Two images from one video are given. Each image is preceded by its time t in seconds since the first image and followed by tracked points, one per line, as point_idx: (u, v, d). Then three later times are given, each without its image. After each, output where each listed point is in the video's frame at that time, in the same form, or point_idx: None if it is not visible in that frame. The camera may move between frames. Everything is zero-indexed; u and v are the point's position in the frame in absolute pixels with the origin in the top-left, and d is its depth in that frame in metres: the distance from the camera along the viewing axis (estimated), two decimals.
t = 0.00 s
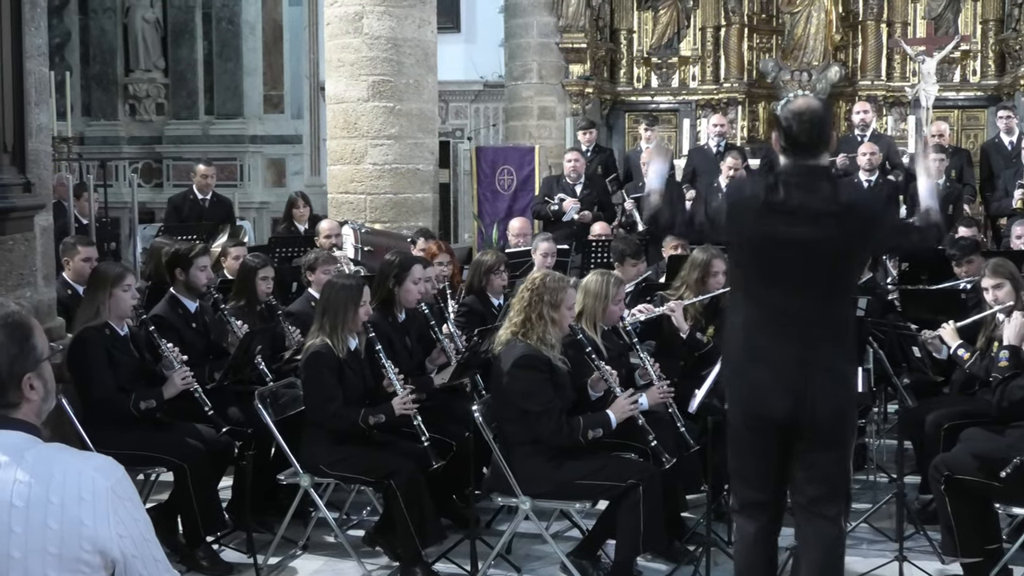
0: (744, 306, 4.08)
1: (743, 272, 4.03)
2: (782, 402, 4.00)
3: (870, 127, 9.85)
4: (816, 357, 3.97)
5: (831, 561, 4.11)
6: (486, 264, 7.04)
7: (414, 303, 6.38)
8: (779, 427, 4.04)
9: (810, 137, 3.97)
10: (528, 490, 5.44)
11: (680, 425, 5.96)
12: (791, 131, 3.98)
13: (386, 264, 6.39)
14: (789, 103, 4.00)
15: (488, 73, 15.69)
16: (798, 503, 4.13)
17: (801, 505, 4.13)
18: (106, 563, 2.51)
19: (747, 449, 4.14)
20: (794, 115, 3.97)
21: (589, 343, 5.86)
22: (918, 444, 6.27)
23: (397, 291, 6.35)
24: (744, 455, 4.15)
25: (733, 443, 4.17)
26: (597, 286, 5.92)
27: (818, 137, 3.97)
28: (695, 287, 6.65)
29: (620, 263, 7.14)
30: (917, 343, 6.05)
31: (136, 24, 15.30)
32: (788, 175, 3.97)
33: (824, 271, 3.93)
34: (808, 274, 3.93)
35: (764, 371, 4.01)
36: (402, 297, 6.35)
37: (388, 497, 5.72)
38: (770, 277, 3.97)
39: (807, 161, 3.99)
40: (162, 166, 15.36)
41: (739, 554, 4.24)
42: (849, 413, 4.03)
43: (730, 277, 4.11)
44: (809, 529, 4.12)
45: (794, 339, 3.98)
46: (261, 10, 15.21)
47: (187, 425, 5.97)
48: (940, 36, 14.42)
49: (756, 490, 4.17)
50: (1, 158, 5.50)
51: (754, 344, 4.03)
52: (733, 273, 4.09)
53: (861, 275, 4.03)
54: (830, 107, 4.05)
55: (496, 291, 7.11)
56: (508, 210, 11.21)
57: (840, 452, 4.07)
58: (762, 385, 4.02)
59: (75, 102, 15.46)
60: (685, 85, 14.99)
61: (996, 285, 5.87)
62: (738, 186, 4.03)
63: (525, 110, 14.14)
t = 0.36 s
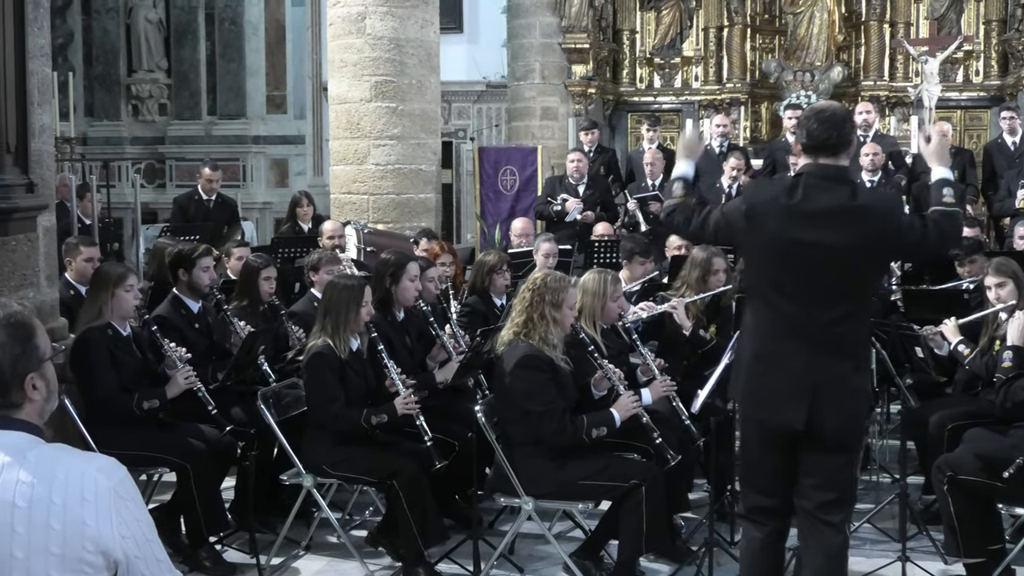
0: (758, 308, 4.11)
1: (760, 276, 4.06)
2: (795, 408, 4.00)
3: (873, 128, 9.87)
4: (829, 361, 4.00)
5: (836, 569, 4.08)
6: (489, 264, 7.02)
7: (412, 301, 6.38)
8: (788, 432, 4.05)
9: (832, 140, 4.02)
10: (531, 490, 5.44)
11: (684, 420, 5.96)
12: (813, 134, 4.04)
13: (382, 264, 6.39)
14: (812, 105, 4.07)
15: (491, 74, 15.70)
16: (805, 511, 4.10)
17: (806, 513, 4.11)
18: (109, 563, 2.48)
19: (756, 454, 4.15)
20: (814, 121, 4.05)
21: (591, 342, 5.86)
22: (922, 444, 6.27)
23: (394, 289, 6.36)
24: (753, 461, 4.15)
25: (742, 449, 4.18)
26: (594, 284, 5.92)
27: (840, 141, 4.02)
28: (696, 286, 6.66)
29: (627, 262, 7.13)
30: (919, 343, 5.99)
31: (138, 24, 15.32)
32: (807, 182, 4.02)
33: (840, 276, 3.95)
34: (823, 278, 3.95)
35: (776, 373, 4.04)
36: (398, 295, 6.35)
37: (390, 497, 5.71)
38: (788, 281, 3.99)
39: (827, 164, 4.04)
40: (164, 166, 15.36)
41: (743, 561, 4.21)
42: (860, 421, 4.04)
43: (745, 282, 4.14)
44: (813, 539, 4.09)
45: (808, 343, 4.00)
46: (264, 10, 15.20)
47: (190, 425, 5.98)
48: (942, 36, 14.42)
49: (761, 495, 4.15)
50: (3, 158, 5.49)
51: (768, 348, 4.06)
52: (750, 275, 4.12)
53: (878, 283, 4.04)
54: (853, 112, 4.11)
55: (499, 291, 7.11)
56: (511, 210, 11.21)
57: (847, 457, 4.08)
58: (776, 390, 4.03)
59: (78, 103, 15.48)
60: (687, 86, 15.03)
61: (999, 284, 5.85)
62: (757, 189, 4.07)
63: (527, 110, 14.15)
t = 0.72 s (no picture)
0: (770, 312, 4.10)
1: (773, 280, 4.05)
2: (806, 412, 4.00)
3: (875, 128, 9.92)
4: (841, 367, 4.00)
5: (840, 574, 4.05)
6: (491, 264, 7.03)
7: (409, 299, 6.38)
8: (799, 438, 4.04)
9: (848, 144, 4.03)
10: (533, 491, 5.43)
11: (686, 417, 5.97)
12: (829, 137, 4.05)
13: (377, 263, 6.39)
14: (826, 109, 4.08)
15: (493, 74, 15.68)
16: (810, 518, 4.08)
17: (813, 520, 4.08)
18: (111, 564, 2.48)
19: (764, 460, 4.13)
20: (831, 123, 4.06)
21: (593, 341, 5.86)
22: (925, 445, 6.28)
23: (389, 289, 6.35)
24: (762, 466, 4.14)
25: (750, 454, 4.16)
26: (595, 283, 5.93)
27: (855, 145, 4.03)
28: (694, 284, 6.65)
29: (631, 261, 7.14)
30: (921, 344, 5.96)
31: (141, 25, 15.32)
32: (822, 185, 4.03)
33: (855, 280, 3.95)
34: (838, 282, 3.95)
35: (789, 378, 4.03)
36: (395, 294, 6.34)
37: (392, 497, 5.71)
38: (801, 284, 3.99)
39: (842, 168, 4.05)
40: (166, 167, 15.36)
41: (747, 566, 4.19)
42: (871, 427, 4.04)
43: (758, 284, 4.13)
44: (817, 546, 4.06)
45: (821, 349, 4.00)
46: (266, 11, 15.21)
47: (192, 426, 5.98)
48: (945, 37, 14.42)
49: (766, 500, 4.14)
50: (5, 158, 5.49)
51: (780, 351, 4.06)
52: (762, 279, 4.11)
53: (890, 289, 4.06)
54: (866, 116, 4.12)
55: (502, 291, 7.11)
56: (513, 211, 11.21)
57: (855, 461, 4.07)
58: (788, 396, 4.02)
59: (80, 103, 15.49)
60: (690, 86, 15.03)
61: (1005, 281, 5.92)
62: (772, 192, 4.07)
63: (530, 111, 14.15)
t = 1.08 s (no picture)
0: (777, 309, 4.10)
1: (781, 276, 4.05)
2: (812, 410, 4.00)
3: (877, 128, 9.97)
4: (847, 365, 4.00)
5: None
6: (495, 266, 7.04)
7: (408, 299, 6.37)
8: (804, 436, 4.04)
9: (858, 142, 4.03)
10: (535, 491, 5.43)
11: (686, 418, 5.96)
12: (837, 135, 4.05)
13: (376, 263, 6.39)
14: (836, 107, 4.09)
15: (495, 74, 15.68)
16: (814, 520, 4.07)
17: (817, 522, 4.07)
18: (112, 565, 2.47)
19: (769, 459, 4.13)
20: (841, 121, 4.06)
21: (596, 341, 5.86)
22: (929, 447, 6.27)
23: (388, 289, 6.35)
24: (767, 465, 4.14)
25: (755, 453, 4.16)
26: (602, 284, 5.91)
27: (865, 143, 4.03)
28: (691, 283, 6.62)
29: (628, 261, 7.14)
30: (923, 344, 5.94)
31: (143, 25, 15.33)
32: (831, 182, 4.04)
33: (863, 277, 3.95)
34: (845, 279, 3.95)
35: (795, 375, 4.03)
36: (394, 295, 6.34)
37: (394, 498, 5.70)
38: (808, 280, 3.99)
39: (851, 166, 4.06)
40: (168, 167, 15.37)
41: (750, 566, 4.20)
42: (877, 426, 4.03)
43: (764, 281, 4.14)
44: (821, 547, 4.06)
45: (827, 346, 4.00)
46: (268, 11, 15.23)
47: (194, 426, 5.97)
48: (947, 37, 14.41)
49: (771, 502, 4.14)
50: (7, 159, 5.50)
51: (786, 349, 4.06)
52: (769, 275, 4.11)
53: (896, 288, 4.05)
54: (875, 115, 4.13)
55: (506, 292, 7.11)
56: (514, 211, 11.22)
57: (861, 464, 4.06)
58: (794, 393, 4.03)
59: (82, 103, 15.49)
60: (691, 86, 15.02)
61: (1011, 279, 5.91)
62: (781, 188, 4.07)
63: (531, 111, 14.16)
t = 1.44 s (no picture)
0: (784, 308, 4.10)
1: (789, 274, 4.05)
2: (817, 411, 4.00)
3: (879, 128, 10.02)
4: (854, 366, 4.00)
5: None
6: (497, 266, 7.04)
7: (410, 301, 6.38)
8: (809, 437, 4.04)
9: (868, 142, 4.02)
10: (536, 491, 5.44)
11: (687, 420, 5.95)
12: (848, 134, 4.03)
13: (379, 264, 6.39)
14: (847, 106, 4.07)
15: (496, 75, 15.69)
16: (818, 521, 4.07)
17: (821, 524, 4.07)
18: (114, 565, 2.47)
19: (773, 459, 4.13)
20: (852, 121, 4.04)
21: (597, 342, 5.85)
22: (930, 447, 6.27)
23: (391, 290, 6.35)
24: (770, 464, 4.14)
25: (758, 453, 4.16)
26: (609, 285, 5.91)
27: (876, 143, 4.02)
28: (690, 285, 6.65)
29: (624, 262, 7.15)
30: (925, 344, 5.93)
31: (144, 25, 15.33)
32: (841, 182, 4.03)
33: (871, 278, 3.95)
34: (854, 279, 3.94)
35: (802, 375, 4.03)
36: (397, 295, 6.34)
37: (395, 498, 5.70)
38: (816, 280, 3.98)
39: (861, 166, 4.05)
40: (170, 167, 15.38)
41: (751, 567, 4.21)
42: (881, 427, 4.04)
43: (772, 280, 4.13)
44: (823, 548, 4.06)
45: (834, 346, 4.00)
46: (270, 11, 15.25)
47: (196, 427, 5.98)
48: (948, 38, 14.41)
49: (774, 503, 4.15)
50: (8, 159, 5.49)
51: (792, 349, 4.06)
52: (777, 274, 4.10)
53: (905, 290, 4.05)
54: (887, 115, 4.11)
55: (507, 294, 7.11)
56: (516, 211, 11.22)
57: (864, 465, 4.06)
58: (800, 393, 4.02)
59: (83, 103, 15.49)
60: (692, 87, 15.02)
61: (1014, 278, 5.92)
62: (790, 186, 4.06)
63: (533, 112, 14.19)
